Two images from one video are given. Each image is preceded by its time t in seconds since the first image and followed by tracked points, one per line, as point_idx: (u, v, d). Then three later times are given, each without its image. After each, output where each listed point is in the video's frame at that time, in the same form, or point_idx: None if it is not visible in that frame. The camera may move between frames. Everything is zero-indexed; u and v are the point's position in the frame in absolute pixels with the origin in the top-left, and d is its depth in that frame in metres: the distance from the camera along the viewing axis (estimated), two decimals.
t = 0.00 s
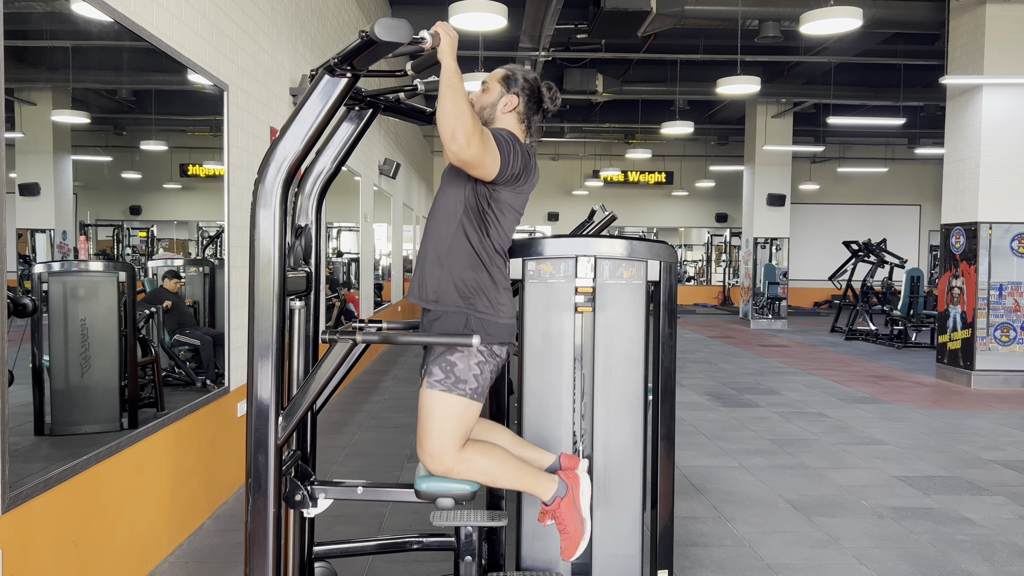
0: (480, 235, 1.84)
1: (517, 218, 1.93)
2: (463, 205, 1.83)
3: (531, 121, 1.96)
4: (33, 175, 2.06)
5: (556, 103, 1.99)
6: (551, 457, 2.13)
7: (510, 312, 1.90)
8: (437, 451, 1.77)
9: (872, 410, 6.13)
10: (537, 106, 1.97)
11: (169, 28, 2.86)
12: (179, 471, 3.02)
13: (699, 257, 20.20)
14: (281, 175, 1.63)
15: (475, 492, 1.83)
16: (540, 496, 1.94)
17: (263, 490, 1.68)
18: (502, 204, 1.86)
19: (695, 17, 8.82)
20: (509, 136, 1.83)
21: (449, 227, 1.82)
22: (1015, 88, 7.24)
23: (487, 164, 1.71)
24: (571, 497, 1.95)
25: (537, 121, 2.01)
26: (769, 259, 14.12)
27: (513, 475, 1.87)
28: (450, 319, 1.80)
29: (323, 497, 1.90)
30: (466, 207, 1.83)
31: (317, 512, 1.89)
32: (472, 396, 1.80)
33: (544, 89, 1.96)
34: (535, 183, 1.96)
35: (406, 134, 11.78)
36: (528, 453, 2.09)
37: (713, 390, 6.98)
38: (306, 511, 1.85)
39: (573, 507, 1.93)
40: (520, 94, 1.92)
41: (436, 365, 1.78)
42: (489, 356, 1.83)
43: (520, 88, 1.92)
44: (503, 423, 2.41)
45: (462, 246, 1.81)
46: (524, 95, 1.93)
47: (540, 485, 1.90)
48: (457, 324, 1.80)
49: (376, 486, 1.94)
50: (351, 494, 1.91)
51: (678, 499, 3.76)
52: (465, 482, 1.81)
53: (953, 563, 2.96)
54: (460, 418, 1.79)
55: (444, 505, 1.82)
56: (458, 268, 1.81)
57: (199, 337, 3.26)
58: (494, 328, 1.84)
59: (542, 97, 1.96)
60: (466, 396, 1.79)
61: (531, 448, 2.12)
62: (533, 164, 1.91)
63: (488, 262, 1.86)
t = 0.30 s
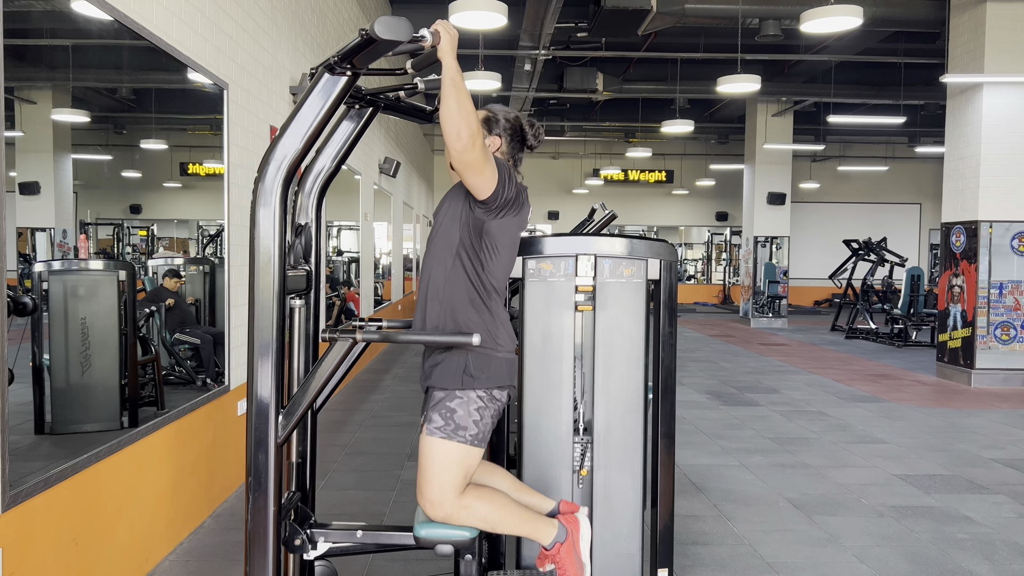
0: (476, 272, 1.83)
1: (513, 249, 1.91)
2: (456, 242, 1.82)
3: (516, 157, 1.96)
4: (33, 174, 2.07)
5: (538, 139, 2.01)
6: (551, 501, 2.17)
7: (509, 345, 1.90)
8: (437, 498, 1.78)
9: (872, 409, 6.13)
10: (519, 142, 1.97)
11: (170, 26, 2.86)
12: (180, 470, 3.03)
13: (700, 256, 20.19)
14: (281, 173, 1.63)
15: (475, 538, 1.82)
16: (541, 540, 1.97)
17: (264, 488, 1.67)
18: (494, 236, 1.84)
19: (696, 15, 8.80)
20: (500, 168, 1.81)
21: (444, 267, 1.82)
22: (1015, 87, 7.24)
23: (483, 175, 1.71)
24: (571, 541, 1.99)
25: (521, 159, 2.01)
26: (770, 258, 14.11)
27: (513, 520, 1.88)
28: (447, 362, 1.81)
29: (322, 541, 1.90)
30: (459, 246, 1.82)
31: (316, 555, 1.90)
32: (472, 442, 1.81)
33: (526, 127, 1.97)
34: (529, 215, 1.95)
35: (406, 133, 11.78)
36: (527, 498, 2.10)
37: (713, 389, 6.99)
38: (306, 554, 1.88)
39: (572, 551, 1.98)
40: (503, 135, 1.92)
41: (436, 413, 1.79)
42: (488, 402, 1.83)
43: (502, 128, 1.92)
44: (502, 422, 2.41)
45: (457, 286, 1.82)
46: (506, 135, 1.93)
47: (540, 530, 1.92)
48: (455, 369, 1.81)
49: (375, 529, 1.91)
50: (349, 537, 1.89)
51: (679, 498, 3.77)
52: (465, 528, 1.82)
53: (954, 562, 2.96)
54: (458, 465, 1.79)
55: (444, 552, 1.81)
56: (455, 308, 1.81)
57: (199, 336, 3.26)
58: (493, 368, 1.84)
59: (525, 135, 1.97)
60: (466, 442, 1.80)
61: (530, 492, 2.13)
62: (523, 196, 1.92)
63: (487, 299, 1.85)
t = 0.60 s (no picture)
0: (462, 303, 1.80)
1: (502, 275, 1.84)
2: (440, 275, 1.80)
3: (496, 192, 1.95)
4: (33, 172, 2.06)
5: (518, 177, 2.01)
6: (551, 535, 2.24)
7: (499, 371, 1.86)
8: (434, 536, 1.77)
9: (872, 407, 6.13)
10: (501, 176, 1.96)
11: (169, 24, 2.86)
12: (180, 467, 3.04)
13: (700, 254, 20.19)
14: (281, 172, 1.63)
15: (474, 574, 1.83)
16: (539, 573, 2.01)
17: (263, 487, 1.67)
18: (476, 264, 1.78)
19: (696, 14, 8.79)
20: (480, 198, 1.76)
21: (429, 299, 1.80)
22: (1016, 85, 7.23)
23: (469, 187, 1.70)
24: (571, 574, 2.03)
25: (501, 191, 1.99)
26: (770, 257, 14.11)
27: (512, 555, 1.90)
28: (438, 398, 1.79)
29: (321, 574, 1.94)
30: (444, 279, 1.80)
31: None
32: (467, 478, 1.79)
33: (506, 161, 1.95)
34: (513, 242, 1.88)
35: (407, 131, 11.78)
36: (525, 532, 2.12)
37: (713, 388, 6.98)
38: None
39: None
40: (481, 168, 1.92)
41: (430, 451, 1.77)
42: (481, 437, 1.80)
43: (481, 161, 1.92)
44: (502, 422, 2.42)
45: (443, 320, 1.79)
46: (487, 167, 1.93)
47: (539, 565, 1.97)
48: (446, 406, 1.78)
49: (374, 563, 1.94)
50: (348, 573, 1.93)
51: (678, 497, 3.77)
52: (464, 563, 1.82)
53: (954, 561, 2.96)
54: (453, 502, 1.78)
55: None
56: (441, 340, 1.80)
57: (199, 334, 3.26)
58: (484, 402, 1.81)
59: (506, 168, 1.95)
60: (461, 479, 1.78)
61: (528, 525, 2.15)
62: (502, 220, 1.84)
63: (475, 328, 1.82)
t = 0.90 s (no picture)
0: (457, 311, 1.79)
1: (495, 283, 1.82)
2: (434, 283, 1.80)
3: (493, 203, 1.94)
4: (33, 170, 2.06)
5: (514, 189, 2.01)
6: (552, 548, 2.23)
7: (493, 377, 1.85)
8: (433, 548, 1.78)
9: (872, 406, 6.13)
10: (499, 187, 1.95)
11: (169, 23, 2.85)
12: (181, 466, 3.04)
13: (700, 253, 20.18)
14: (281, 170, 1.62)
15: None
16: None
17: (263, 486, 1.67)
18: (468, 271, 1.76)
19: (696, 12, 8.77)
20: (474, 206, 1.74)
21: (422, 309, 1.81)
22: (1017, 83, 7.22)
23: (465, 189, 1.69)
24: None
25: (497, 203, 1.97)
26: (770, 255, 14.10)
27: (513, 569, 1.90)
28: (434, 410, 1.79)
29: None
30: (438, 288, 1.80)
31: None
32: (465, 490, 1.79)
33: (503, 173, 1.94)
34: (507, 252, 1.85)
35: (407, 130, 11.77)
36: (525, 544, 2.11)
37: (713, 386, 6.98)
38: None
39: None
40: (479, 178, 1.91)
41: (427, 463, 1.78)
42: (478, 449, 1.80)
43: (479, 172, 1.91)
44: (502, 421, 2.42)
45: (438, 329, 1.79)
46: (484, 178, 1.92)
47: None
48: (443, 418, 1.78)
49: None
50: None
51: (678, 495, 3.76)
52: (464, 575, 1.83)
53: (954, 559, 2.96)
54: (452, 514, 1.78)
55: None
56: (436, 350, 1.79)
57: (199, 333, 3.26)
58: (480, 413, 1.80)
59: (502, 180, 1.94)
60: (458, 491, 1.78)
61: (528, 538, 2.15)
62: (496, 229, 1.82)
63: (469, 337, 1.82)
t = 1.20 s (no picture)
0: (464, 286, 1.83)
1: (504, 261, 1.88)
2: (445, 255, 1.80)
3: (511, 174, 1.98)
4: (34, 169, 2.06)
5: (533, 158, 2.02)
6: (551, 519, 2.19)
7: (497, 353, 1.89)
8: (433, 513, 1.78)
9: (874, 405, 6.13)
10: (515, 158, 1.98)
11: (170, 21, 2.85)
12: (182, 465, 3.04)
13: (701, 252, 20.15)
14: (282, 169, 1.62)
15: (475, 553, 1.80)
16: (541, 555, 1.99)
17: (264, 485, 1.67)
18: (483, 247, 1.82)
19: (697, 11, 8.75)
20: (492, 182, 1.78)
21: (431, 280, 1.80)
22: (1018, 82, 7.21)
23: (472, 180, 1.70)
24: (575, 557, 2.00)
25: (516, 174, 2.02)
26: (771, 254, 14.09)
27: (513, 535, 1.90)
28: (435, 377, 1.79)
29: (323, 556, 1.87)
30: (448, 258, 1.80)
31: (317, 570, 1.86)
32: (465, 455, 1.79)
33: (523, 144, 1.98)
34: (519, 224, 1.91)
35: (407, 129, 11.76)
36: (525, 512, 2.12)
37: (714, 385, 6.98)
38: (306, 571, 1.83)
39: (574, 566, 1.98)
40: (499, 148, 1.93)
41: (426, 428, 1.78)
42: (477, 415, 1.82)
43: (499, 141, 1.93)
44: (504, 420, 2.42)
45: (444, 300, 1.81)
46: (503, 149, 1.94)
47: (542, 545, 1.95)
48: (443, 383, 1.79)
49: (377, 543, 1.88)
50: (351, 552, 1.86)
51: (679, 495, 3.76)
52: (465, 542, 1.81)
53: (955, 558, 2.96)
54: (452, 479, 1.78)
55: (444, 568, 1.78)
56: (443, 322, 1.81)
57: (199, 331, 3.25)
58: (480, 381, 1.82)
59: (522, 151, 1.99)
60: (458, 456, 1.79)
61: (528, 508, 2.15)
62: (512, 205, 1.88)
63: (473, 310, 1.85)
